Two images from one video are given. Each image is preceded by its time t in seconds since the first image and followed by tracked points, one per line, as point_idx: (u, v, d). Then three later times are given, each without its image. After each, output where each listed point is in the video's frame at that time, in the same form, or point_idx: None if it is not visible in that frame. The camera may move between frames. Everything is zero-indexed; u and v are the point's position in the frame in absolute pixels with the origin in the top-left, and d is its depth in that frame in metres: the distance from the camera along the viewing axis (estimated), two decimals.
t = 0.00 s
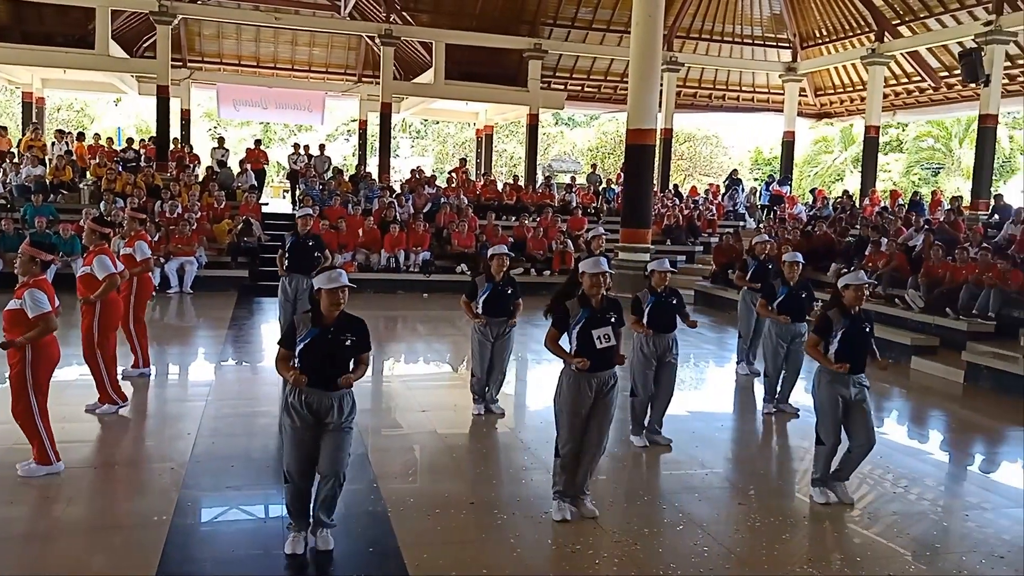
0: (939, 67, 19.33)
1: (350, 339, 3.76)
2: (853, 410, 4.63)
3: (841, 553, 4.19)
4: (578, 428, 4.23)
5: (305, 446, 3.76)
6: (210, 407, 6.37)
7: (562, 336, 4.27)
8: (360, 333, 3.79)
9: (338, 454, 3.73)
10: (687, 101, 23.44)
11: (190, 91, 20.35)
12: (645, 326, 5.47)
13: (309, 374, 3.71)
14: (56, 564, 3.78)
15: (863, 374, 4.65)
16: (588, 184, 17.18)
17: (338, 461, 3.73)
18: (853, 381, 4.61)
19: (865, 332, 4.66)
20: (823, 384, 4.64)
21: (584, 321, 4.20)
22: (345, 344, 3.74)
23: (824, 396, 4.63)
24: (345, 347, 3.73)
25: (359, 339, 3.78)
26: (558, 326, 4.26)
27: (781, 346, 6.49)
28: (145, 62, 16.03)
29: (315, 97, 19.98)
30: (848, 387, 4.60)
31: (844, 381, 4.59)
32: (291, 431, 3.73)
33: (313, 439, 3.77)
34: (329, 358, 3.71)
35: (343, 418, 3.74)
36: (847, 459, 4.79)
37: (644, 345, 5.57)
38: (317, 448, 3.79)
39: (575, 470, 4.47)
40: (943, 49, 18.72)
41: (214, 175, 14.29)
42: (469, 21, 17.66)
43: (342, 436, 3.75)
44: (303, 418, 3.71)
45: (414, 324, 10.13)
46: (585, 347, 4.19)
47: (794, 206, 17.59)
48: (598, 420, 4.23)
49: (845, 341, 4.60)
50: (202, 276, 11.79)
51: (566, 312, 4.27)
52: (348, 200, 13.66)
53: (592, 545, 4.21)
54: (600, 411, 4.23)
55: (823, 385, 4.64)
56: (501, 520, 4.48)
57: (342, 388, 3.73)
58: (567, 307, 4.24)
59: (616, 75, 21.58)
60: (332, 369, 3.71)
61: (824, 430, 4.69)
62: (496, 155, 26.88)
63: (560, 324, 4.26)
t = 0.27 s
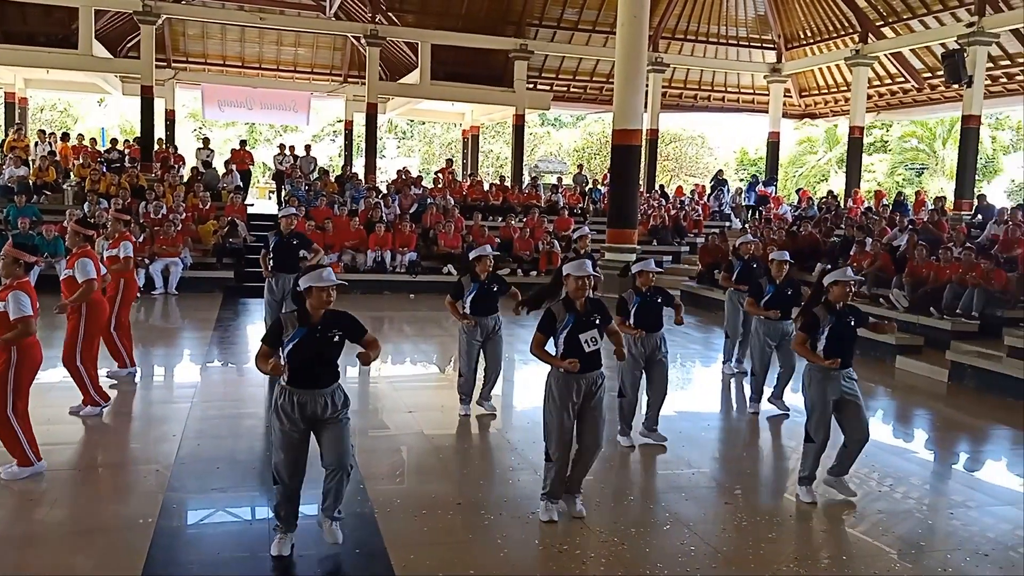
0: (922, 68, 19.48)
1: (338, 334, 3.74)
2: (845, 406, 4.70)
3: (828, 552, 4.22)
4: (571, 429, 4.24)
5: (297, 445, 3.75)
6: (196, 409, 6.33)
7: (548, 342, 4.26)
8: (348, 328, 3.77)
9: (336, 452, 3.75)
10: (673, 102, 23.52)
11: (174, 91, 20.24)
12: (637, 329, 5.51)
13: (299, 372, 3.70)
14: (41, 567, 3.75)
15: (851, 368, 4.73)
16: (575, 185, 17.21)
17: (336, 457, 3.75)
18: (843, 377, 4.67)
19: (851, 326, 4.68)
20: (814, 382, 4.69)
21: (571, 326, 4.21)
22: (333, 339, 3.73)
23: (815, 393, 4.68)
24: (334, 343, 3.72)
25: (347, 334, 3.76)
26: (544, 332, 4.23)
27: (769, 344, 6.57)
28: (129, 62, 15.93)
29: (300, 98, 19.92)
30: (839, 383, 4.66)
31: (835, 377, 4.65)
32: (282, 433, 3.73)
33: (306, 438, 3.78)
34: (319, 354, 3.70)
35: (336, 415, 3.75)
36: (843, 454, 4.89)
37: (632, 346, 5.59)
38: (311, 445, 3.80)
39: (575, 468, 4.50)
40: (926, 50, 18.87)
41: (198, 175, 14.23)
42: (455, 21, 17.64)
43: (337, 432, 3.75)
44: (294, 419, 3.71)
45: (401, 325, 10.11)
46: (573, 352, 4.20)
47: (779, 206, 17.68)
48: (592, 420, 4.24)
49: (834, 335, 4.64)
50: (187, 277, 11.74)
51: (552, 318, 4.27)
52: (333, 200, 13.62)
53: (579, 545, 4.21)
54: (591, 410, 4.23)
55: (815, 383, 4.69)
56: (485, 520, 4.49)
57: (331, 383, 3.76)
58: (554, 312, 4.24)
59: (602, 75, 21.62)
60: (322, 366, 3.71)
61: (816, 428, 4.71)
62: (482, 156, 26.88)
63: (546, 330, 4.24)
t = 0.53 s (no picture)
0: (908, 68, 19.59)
1: (332, 326, 3.77)
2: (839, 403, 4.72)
3: (815, 550, 4.23)
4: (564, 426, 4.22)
5: (291, 444, 3.74)
6: (181, 410, 6.29)
7: (537, 340, 4.17)
8: (342, 321, 3.81)
9: (333, 450, 3.77)
10: (660, 101, 23.56)
11: (159, 91, 20.12)
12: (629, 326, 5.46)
13: (294, 367, 3.71)
14: (25, 570, 3.72)
15: (844, 364, 4.75)
16: (562, 184, 17.22)
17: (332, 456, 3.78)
18: (835, 375, 4.67)
19: (842, 321, 4.72)
20: (810, 378, 4.71)
21: (562, 325, 4.16)
22: (327, 331, 3.76)
23: (808, 388, 4.70)
24: (328, 335, 3.75)
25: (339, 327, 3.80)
26: (535, 330, 4.15)
27: (759, 342, 6.60)
28: (113, 61, 15.82)
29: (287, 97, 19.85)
30: (834, 380, 4.68)
31: (830, 373, 4.67)
32: (273, 433, 3.72)
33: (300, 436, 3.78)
34: (315, 348, 3.71)
35: (331, 411, 3.78)
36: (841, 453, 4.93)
37: (623, 345, 5.58)
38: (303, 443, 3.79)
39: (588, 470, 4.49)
40: (912, 51, 18.98)
41: (183, 175, 14.15)
42: (442, 21, 17.61)
43: (331, 428, 3.77)
44: (287, 416, 3.71)
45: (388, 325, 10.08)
46: (566, 350, 4.17)
47: (766, 205, 17.73)
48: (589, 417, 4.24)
49: (827, 332, 4.69)
50: (171, 277, 11.67)
51: (544, 316, 4.17)
52: (320, 200, 13.58)
53: (566, 544, 4.21)
54: (586, 407, 4.23)
55: (809, 379, 4.71)
56: (471, 520, 4.48)
57: (325, 380, 3.77)
58: (545, 311, 4.15)
59: (590, 75, 21.64)
60: (317, 360, 3.72)
61: (806, 423, 4.73)
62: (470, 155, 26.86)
63: (536, 329, 4.15)
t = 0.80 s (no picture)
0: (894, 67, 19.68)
1: (330, 324, 3.74)
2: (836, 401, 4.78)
3: (803, 547, 4.24)
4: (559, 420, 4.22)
5: (289, 446, 3.71)
6: (167, 410, 6.25)
7: (537, 335, 4.16)
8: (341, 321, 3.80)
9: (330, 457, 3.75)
10: (648, 101, 23.62)
11: (145, 89, 20.00)
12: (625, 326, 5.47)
13: (295, 369, 3.69)
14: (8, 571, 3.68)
15: (842, 363, 4.75)
16: (550, 183, 17.22)
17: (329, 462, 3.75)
18: (836, 372, 4.71)
19: (840, 319, 4.70)
20: (807, 377, 4.71)
21: (560, 320, 4.14)
22: (326, 329, 3.74)
23: (805, 388, 4.70)
24: (327, 333, 3.73)
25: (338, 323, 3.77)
26: (534, 326, 4.12)
27: (753, 344, 6.57)
28: (98, 59, 15.72)
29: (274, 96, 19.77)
30: (832, 380, 4.70)
31: (829, 372, 4.68)
32: (269, 437, 3.69)
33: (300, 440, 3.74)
34: (316, 346, 3.70)
35: (331, 419, 3.75)
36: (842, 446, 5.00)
37: (619, 344, 5.58)
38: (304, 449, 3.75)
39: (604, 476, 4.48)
40: (898, 50, 19.07)
41: (169, 174, 14.08)
42: (430, 20, 17.57)
43: (331, 435, 3.75)
44: (286, 420, 3.69)
45: (375, 325, 10.05)
46: (565, 345, 4.15)
47: (754, 205, 17.79)
48: (583, 413, 4.24)
49: (824, 332, 4.66)
50: (157, 276, 11.61)
51: (542, 312, 4.15)
52: (307, 199, 13.54)
53: (556, 543, 4.20)
54: (582, 405, 4.22)
55: (806, 378, 4.71)
56: (458, 519, 4.47)
57: (326, 382, 3.74)
58: (543, 307, 4.13)
59: (578, 74, 21.65)
60: (317, 361, 3.70)
61: (800, 419, 4.74)
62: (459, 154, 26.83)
63: (535, 325, 4.12)
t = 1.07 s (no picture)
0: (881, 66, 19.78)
1: (335, 325, 3.77)
2: (836, 398, 4.79)
3: (791, 544, 4.25)
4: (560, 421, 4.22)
5: (295, 444, 3.73)
6: (154, 409, 6.22)
7: (541, 340, 4.16)
8: (345, 320, 3.82)
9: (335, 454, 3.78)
10: (637, 99, 23.64)
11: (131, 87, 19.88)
12: (624, 325, 5.53)
13: (301, 371, 3.71)
14: None
15: (842, 359, 4.78)
16: (539, 181, 17.23)
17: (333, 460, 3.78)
18: (836, 369, 4.74)
19: (840, 317, 4.71)
20: (807, 374, 4.73)
21: (565, 323, 4.14)
22: (331, 330, 3.76)
23: (805, 386, 4.73)
24: (332, 334, 3.75)
25: (343, 324, 3.80)
26: (538, 330, 4.13)
27: (754, 340, 6.50)
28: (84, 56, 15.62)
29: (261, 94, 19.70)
30: (832, 375, 4.71)
31: (829, 370, 4.70)
32: (277, 434, 3.71)
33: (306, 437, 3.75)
34: (321, 347, 3.71)
35: (337, 416, 3.76)
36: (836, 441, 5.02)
37: (617, 344, 5.60)
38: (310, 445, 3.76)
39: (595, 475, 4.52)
40: (885, 49, 19.17)
41: (155, 172, 14.01)
42: (418, 17, 17.54)
43: (337, 433, 3.77)
44: (292, 419, 3.70)
45: (363, 323, 10.03)
46: (569, 348, 4.13)
47: (742, 203, 17.83)
48: (582, 414, 4.25)
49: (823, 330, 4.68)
50: (143, 275, 11.56)
51: (546, 316, 4.15)
52: (295, 197, 13.50)
53: (545, 541, 4.20)
54: (582, 405, 4.23)
55: (806, 375, 4.73)
56: (445, 517, 4.47)
57: (332, 381, 3.77)
58: (547, 310, 4.13)
59: (566, 72, 21.66)
60: (322, 361, 3.71)
61: (799, 416, 4.76)
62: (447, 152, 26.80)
63: (540, 329, 4.13)
